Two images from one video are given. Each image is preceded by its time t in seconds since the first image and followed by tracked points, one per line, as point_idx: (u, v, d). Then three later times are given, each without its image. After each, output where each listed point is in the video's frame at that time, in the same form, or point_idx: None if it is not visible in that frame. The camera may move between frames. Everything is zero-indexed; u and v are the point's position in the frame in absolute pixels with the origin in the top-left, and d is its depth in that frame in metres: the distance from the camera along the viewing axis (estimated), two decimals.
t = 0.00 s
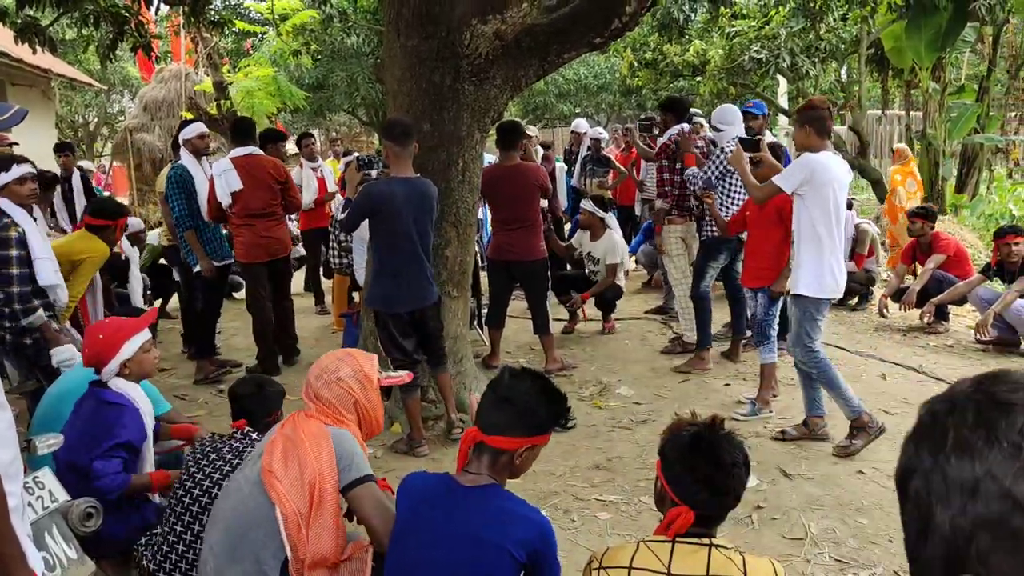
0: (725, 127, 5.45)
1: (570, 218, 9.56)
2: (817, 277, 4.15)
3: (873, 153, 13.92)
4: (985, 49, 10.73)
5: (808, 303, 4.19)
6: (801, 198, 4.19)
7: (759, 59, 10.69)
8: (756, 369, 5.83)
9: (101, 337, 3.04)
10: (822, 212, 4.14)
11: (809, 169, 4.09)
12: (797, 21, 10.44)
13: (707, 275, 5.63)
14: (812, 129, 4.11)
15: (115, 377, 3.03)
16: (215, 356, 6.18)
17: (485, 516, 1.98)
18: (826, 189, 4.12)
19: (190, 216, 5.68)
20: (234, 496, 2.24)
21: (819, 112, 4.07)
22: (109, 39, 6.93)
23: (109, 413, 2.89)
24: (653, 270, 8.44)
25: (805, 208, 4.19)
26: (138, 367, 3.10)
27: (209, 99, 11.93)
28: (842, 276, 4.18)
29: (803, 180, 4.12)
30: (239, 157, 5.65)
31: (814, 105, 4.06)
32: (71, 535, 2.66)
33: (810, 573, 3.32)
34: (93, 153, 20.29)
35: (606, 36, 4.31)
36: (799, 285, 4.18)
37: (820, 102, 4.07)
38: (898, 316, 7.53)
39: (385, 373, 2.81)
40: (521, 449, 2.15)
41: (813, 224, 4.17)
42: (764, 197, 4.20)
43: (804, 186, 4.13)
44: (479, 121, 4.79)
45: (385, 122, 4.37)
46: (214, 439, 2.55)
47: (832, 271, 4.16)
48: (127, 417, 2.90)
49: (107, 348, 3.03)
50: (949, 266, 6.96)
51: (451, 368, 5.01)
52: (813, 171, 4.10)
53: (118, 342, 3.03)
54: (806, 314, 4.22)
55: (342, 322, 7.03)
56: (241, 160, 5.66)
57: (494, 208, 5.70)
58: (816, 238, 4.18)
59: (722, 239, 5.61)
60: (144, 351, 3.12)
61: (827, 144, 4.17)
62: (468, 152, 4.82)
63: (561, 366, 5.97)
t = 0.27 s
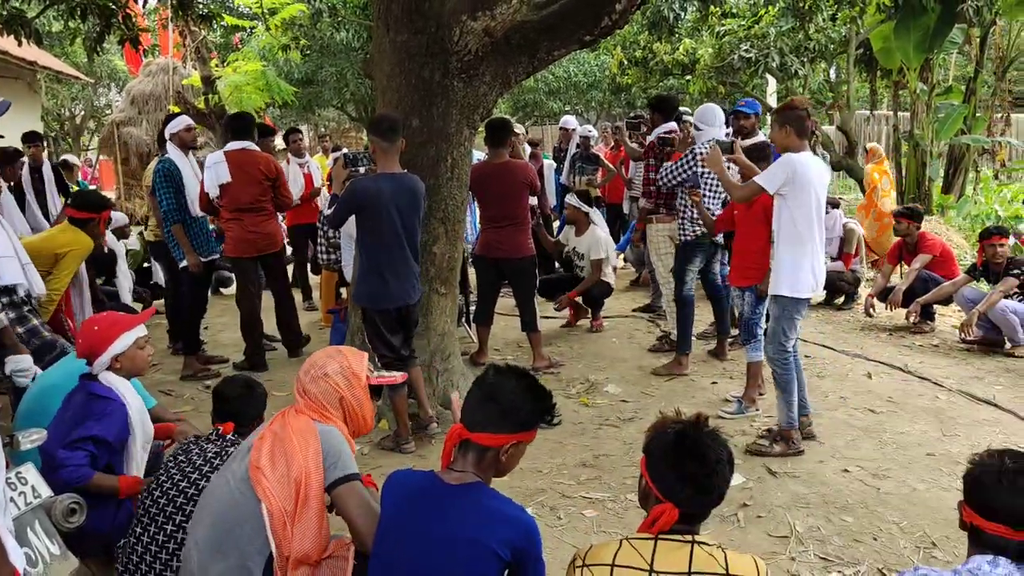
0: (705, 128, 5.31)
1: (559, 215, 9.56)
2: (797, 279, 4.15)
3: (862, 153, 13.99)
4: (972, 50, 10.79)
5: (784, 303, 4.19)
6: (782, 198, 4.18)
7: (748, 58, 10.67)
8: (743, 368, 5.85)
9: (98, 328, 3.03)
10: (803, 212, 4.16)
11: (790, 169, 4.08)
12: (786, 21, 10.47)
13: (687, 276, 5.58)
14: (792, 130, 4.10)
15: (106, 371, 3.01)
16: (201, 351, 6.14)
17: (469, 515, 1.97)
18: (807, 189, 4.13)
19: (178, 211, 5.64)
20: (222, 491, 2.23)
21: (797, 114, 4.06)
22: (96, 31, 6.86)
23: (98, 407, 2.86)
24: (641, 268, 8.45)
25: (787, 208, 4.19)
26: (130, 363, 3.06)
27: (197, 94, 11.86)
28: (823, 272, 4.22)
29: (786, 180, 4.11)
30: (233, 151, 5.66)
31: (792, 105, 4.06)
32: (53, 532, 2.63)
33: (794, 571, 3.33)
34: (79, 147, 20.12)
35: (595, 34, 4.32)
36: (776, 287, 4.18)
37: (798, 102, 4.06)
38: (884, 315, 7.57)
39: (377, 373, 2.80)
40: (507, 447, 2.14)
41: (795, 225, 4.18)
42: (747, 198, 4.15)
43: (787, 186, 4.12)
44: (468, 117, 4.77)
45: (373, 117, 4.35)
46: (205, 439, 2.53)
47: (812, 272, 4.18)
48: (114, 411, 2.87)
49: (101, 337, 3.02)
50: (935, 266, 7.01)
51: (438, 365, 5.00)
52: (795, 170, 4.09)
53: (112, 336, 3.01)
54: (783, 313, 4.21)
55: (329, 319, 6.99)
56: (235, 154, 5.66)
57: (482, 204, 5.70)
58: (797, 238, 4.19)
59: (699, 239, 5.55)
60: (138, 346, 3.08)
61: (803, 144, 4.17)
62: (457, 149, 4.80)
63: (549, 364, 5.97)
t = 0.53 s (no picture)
0: (681, 125, 5.40)
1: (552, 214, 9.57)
2: (779, 280, 4.17)
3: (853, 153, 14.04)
4: (964, 51, 10.84)
5: (768, 303, 4.21)
6: (766, 199, 4.21)
7: (741, 57, 10.67)
8: (734, 366, 5.87)
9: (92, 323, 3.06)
10: (787, 212, 4.19)
11: (773, 170, 4.12)
12: (779, 20, 10.49)
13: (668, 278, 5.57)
14: (771, 130, 4.12)
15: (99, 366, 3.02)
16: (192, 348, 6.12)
17: (455, 512, 1.98)
18: (790, 190, 4.16)
19: (169, 206, 5.63)
20: (213, 487, 2.22)
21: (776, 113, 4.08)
22: (87, 27, 6.83)
23: (93, 401, 2.87)
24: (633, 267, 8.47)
25: (770, 209, 4.22)
26: (121, 360, 3.07)
27: (189, 89, 11.81)
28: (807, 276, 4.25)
29: (768, 181, 4.14)
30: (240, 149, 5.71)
31: (770, 106, 4.09)
32: (43, 528, 2.63)
33: (784, 569, 3.35)
34: (70, 143, 20.00)
35: (588, 33, 4.31)
36: (760, 289, 4.20)
37: (777, 103, 4.09)
38: (874, 314, 7.61)
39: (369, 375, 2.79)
40: (486, 445, 2.14)
41: (779, 225, 4.21)
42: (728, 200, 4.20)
43: (770, 187, 4.16)
44: (461, 116, 4.77)
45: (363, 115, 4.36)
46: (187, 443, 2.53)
47: (796, 273, 4.20)
48: (106, 405, 2.87)
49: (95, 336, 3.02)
50: (924, 266, 7.05)
51: (430, 362, 5.00)
52: (778, 172, 4.13)
53: (105, 331, 3.04)
54: (767, 314, 4.24)
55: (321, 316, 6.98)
56: (241, 152, 5.71)
57: (475, 202, 5.70)
58: (782, 239, 4.22)
59: (671, 240, 5.57)
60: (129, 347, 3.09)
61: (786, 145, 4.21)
62: (449, 147, 4.81)
63: (540, 362, 5.98)
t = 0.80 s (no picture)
0: (670, 126, 5.36)
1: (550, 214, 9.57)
2: (769, 283, 4.18)
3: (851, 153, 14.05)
4: (962, 52, 10.86)
5: (759, 306, 4.23)
6: (756, 202, 4.22)
7: (739, 58, 10.68)
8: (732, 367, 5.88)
9: (98, 322, 3.08)
10: (778, 213, 4.18)
11: (763, 172, 4.13)
12: (778, 21, 10.49)
13: (664, 279, 5.57)
14: (763, 131, 4.13)
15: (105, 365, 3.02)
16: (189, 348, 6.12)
17: (454, 510, 2.02)
18: (781, 192, 4.16)
19: (164, 208, 5.63)
20: (211, 487, 2.22)
21: (767, 113, 4.09)
22: (85, 26, 6.82)
23: (94, 398, 2.86)
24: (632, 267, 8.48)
25: (760, 211, 4.23)
26: (129, 361, 3.07)
27: (187, 89, 11.80)
28: (797, 277, 4.25)
29: (757, 184, 4.15)
30: (255, 149, 5.77)
31: (763, 106, 4.09)
32: (41, 528, 2.62)
33: (782, 570, 3.35)
34: (68, 142, 19.99)
35: (587, 33, 4.30)
36: (751, 291, 4.22)
37: (769, 102, 4.09)
38: (872, 315, 7.62)
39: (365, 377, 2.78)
40: (461, 431, 2.19)
41: (771, 228, 4.20)
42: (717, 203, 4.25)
43: (759, 190, 4.17)
44: (460, 116, 4.77)
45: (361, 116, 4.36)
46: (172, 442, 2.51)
47: (786, 276, 4.20)
48: (106, 404, 2.85)
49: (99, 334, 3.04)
50: (922, 266, 7.06)
51: (428, 362, 5.00)
52: (768, 174, 4.13)
53: (112, 330, 3.05)
54: (758, 316, 4.25)
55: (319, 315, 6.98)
56: (257, 152, 5.77)
57: (473, 202, 5.70)
58: (772, 240, 4.21)
59: (670, 241, 5.57)
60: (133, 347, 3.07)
61: (779, 147, 4.21)
62: (448, 147, 4.80)
63: (539, 362, 5.98)
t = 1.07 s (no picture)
0: (665, 126, 5.37)
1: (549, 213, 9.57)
2: (759, 285, 4.19)
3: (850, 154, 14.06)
4: (961, 53, 10.87)
5: (753, 307, 4.24)
6: (751, 204, 4.22)
7: (738, 58, 10.69)
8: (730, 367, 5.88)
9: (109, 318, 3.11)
10: (770, 215, 4.17)
11: (755, 174, 4.13)
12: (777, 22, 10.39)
13: (664, 280, 5.57)
14: (762, 130, 4.13)
15: (113, 361, 3.05)
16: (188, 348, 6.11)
17: (446, 511, 2.02)
18: (777, 193, 4.15)
19: (163, 207, 5.63)
20: (207, 488, 2.23)
21: (768, 112, 4.07)
22: (85, 25, 6.81)
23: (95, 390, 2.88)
24: (631, 268, 8.48)
25: (754, 212, 4.22)
26: (136, 355, 3.11)
27: (186, 88, 11.79)
28: (790, 277, 4.23)
29: (751, 186, 4.16)
30: (263, 146, 5.84)
31: (765, 104, 4.06)
32: (40, 528, 2.62)
33: (781, 570, 3.35)
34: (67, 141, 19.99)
35: (586, 33, 4.31)
36: (742, 292, 4.25)
37: (770, 101, 4.06)
38: (871, 316, 7.63)
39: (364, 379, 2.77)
40: (460, 432, 2.20)
41: (765, 230, 4.20)
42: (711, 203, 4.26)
43: (753, 192, 4.17)
44: (460, 115, 4.77)
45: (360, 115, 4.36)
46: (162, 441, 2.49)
47: (777, 278, 4.19)
48: (108, 397, 2.87)
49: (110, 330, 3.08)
50: (921, 267, 7.06)
51: (427, 362, 4.99)
52: (761, 176, 4.13)
53: (121, 325, 3.09)
54: (753, 317, 4.25)
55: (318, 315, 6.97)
56: (265, 149, 5.84)
57: (472, 202, 5.69)
58: (765, 240, 4.21)
59: (671, 241, 5.57)
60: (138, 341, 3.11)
61: (777, 146, 4.21)
62: (447, 147, 4.80)
63: (537, 362, 5.98)
